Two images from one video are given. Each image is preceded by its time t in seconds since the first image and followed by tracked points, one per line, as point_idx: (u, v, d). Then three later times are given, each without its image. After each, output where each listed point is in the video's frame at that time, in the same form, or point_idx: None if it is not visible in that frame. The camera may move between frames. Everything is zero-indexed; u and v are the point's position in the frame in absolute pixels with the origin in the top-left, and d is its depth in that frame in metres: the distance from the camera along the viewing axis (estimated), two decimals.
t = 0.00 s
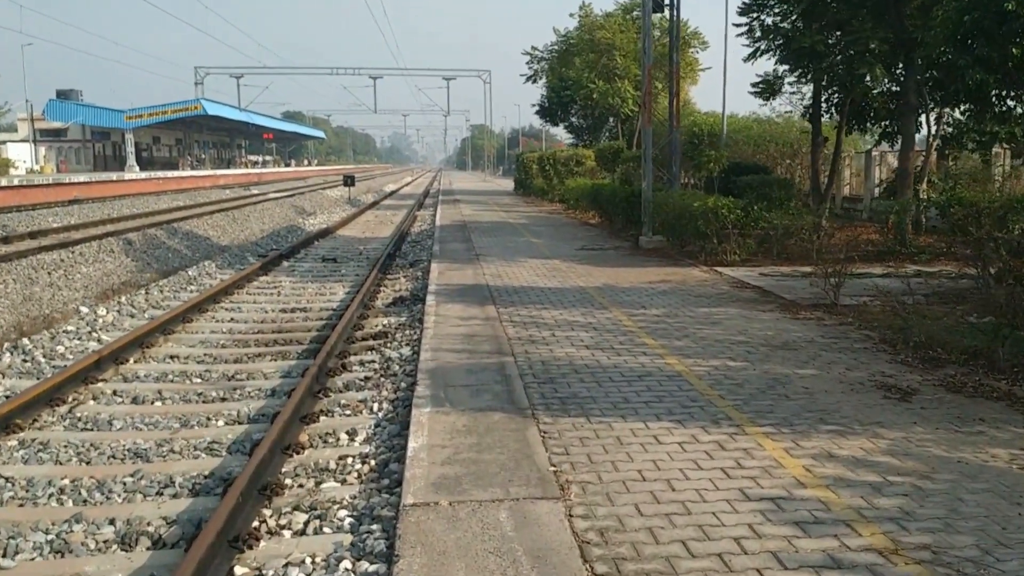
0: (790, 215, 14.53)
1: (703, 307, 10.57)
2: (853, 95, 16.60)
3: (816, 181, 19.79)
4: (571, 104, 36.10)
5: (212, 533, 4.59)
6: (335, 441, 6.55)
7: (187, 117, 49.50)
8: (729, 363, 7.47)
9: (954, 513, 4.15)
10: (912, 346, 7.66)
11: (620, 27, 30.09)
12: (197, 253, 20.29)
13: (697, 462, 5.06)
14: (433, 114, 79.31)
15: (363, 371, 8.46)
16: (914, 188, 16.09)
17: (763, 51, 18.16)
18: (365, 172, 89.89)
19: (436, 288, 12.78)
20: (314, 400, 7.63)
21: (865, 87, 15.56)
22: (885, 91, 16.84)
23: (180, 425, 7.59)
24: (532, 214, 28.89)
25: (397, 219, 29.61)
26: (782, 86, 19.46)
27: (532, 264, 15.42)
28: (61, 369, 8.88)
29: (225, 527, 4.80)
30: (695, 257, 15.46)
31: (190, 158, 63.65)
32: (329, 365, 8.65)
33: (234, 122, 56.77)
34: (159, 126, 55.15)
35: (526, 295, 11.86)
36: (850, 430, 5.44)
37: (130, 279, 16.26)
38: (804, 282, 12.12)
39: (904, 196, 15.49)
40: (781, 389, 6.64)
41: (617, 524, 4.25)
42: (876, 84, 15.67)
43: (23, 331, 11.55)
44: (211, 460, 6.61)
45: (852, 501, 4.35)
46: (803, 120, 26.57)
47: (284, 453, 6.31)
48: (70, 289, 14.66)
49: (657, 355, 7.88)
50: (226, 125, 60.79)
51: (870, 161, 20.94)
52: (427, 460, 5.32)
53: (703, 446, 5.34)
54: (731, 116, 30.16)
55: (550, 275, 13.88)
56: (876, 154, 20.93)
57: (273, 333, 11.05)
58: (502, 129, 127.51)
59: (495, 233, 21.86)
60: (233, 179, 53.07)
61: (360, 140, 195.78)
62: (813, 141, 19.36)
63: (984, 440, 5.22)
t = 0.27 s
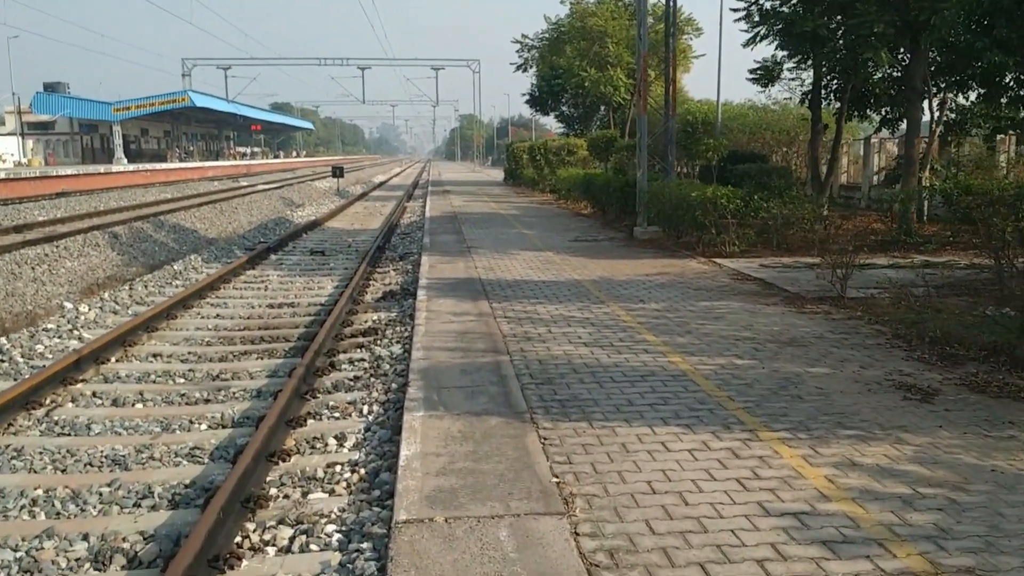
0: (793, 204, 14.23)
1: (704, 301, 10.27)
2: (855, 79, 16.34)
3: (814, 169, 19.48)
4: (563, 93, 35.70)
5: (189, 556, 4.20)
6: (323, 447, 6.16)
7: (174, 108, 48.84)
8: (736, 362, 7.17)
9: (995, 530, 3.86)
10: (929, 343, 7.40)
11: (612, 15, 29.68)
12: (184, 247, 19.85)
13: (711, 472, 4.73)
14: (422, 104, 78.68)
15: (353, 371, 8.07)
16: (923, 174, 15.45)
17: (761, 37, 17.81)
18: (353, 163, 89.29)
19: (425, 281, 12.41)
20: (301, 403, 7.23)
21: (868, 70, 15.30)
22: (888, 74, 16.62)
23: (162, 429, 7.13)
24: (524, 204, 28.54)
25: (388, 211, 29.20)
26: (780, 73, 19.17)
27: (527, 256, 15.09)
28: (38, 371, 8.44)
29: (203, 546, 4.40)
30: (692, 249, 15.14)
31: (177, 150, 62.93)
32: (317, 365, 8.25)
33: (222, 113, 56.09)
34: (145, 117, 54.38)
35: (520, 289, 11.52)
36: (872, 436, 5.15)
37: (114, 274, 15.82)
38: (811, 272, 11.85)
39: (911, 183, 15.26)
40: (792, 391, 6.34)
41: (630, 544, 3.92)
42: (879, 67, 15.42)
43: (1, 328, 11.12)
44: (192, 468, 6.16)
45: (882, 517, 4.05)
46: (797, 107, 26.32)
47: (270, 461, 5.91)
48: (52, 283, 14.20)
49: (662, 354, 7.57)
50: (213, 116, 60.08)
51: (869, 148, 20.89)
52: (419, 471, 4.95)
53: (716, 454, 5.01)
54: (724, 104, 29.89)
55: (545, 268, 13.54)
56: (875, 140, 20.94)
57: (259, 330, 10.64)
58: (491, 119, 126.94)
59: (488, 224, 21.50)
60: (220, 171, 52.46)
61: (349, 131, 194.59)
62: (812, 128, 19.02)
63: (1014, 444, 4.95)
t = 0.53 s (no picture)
0: (791, 202, 14.09)
1: (704, 302, 9.97)
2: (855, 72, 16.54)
3: (812, 163, 19.44)
4: (554, 88, 35.42)
5: None
6: (309, 461, 5.74)
7: (161, 105, 48.30)
8: (743, 374, 6.86)
9: None
10: (945, 343, 7.17)
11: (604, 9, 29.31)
12: (170, 245, 19.38)
13: (728, 492, 4.39)
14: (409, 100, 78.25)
15: (340, 377, 7.63)
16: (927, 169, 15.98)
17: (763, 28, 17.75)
18: (340, 160, 88.77)
19: (414, 281, 12.03)
20: (286, 412, 6.77)
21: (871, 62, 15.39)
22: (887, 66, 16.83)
23: (139, 441, 6.63)
24: (515, 201, 28.21)
25: (378, 207, 28.79)
26: (778, 66, 18.94)
27: (520, 255, 14.74)
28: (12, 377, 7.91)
29: None
30: (690, 246, 14.84)
31: (163, 146, 62.23)
32: (304, 370, 7.82)
33: (208, 110, 55.46)
34: (131, 114, 53.70)
35: (514, 289, 11.18)
36: (896, 449, 4.85)
37: (97, 273, 15.35)
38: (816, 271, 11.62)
39: (916, 176, 15.53)
40: (805, 399, 6.02)
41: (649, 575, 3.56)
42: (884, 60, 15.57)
43: None
44: (170, 485, 5.70)
45: (920, 543, 3.73)
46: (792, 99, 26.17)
47: (253, 477, 5.50)
48: (32, 283, 13.71)
49: (668, 362, 7.25)
50: (199, 113, 59.40)
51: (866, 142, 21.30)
52: (413, 490, 4.57)
53: (731, 470, 4.67)
54: (717, 96, 29.70)
55: (540, 267, 13.19)
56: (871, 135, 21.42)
57: (244, 332, 9.99)
58: (479, 115, 126.64)
59: (479, 221, 21.17)
60: (208, 168, 51.88)
61: (336, 127, 193.81)
62: (812, 120, 19.10)
63: None
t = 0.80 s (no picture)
0: (793, 207, 13.80)
1: (705, 315, 9.65)
2: (855, 74, 16.56)
3: (810, 168, 19.29)
4: (545, 92, 35.14)
5: None
6: (291, 491, 5.33)
7: (147, 109, 47.70)
8: (751, 395, 6.52)
9: None
10: (961, 360, 6.98)
11: (595, 13, 28.98)
12: (154, 252, 18.89)
13: (747, 530, 4.04)
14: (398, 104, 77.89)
15: (326, 396, 7.14)
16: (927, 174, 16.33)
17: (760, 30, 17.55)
18: (329, 164, 88.28)
19: (404, 290, 11.61)
20: (269, 433, 6.29)
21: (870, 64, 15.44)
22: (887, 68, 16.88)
23: (111, 466, 6.12)
24: (506, 206, 27.87)
25: (368, 212, 28.37)
26: (774, 69, 18.66)
27: (514, 262, 14.38)
28: None
29: None
30: (687, 253, 14.53)
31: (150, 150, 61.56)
32: (288, 386, 7.35)
33: (196, 114, 54.88)
34: (116, 118, 53.03)
35: (508, 299, 10.83)
36: (924, 479, 4.56)
37: (77, 282, 14.85)
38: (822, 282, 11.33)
39: (916, 183, 15.81)
40: (820, 422, 5.73)
41: None
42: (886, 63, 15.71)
43: None
44: (141, 518, 5.28)
45: None
46: (786, 103, 26.00)
47: (229, 510, 5.07)
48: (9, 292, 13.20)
49: (674, 383, 6.91)
50: (187, 117, 58.77)
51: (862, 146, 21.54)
52: (403, 528, 4.19)
53: (749, 505, 4.33)
54: (710, 100, 29.50)
55: (535, 275, 12.83)
56: (867, 139, 21.48)
57: (226, 345, 9.14)
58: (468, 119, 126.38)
59: (471, 227, 20.80)
60: (196, 172, 51.28)
61: (324, 130, 193.12)
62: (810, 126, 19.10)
63: None
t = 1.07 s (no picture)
0: (793, 217, 13.55)
1: (708, 330, 9.40)
2: (855, 80, 16.45)
3: (810, 177, 19.07)
4: (539, 100, 34.92)
5: None
6: (272, 526, 4.89)
7: (137, 115, 47.19)
8: (764, 419, 6.42)
9: None
10: (983, 382, 7.09)
11: (590, 20, 28.75)
12: (140, 261, 18.43)
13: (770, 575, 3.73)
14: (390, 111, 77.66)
15: (313, 417, 6.64)
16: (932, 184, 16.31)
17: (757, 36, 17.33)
18: (320, 171, 87.91)
19: (396, 302, 11.25)
20: (250, 459, 5.79)
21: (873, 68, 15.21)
22: (887, 76, 16.76)
23: (81, 495, 5.38)
24: (500, 214, 27.58)
25: (361, 221, 27.97)
26: (773, 75, 18.40)
27: (510, 273, 14.06)
28: None
29: None
30: (687, 265, 14.24)
31: (139, 157, 61.00)
32: (274, 408, 6.83)
33: (187, 121, 54.42)
34: (106, 124, 52.45)
35: (505, 312, 10.54)
36: (957, 516, 4.41)
37: (59, 292, 14.39)
38: (829, 297, 11.06)
39: (921, 194, 15.68)
40: (840, 450, 5.78)
41: None
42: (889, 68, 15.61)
43: None
44: (110, 555, 4.67)
45: None
46: (782, 111, 25.84)
47: (203, 549, 4.61)
48: None
49: (681, 406, 6.67)
50: (177, 123, 58.27)
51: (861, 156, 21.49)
52: (392, 573, 3.82)
53: (769, 547, 4.07)
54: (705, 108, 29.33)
55: (532, 287, 12.52)
56: (867, 148, 21.42)
57: (213, 361, 8.52)
58: (461, 125, 126.11)
59: (465, 236, 20.47)
60: (187, 179, 50.77)
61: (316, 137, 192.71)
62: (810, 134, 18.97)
63: None
